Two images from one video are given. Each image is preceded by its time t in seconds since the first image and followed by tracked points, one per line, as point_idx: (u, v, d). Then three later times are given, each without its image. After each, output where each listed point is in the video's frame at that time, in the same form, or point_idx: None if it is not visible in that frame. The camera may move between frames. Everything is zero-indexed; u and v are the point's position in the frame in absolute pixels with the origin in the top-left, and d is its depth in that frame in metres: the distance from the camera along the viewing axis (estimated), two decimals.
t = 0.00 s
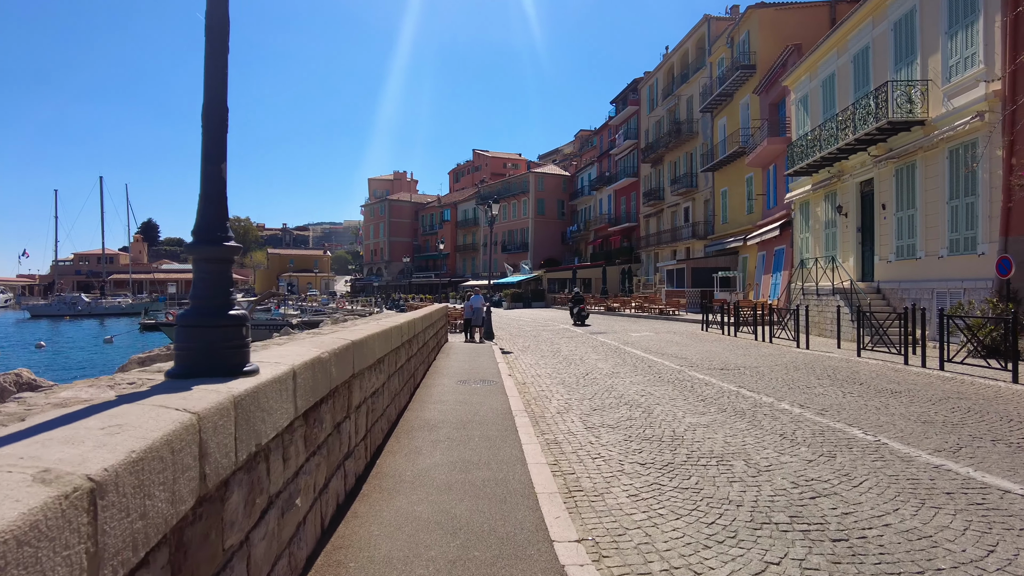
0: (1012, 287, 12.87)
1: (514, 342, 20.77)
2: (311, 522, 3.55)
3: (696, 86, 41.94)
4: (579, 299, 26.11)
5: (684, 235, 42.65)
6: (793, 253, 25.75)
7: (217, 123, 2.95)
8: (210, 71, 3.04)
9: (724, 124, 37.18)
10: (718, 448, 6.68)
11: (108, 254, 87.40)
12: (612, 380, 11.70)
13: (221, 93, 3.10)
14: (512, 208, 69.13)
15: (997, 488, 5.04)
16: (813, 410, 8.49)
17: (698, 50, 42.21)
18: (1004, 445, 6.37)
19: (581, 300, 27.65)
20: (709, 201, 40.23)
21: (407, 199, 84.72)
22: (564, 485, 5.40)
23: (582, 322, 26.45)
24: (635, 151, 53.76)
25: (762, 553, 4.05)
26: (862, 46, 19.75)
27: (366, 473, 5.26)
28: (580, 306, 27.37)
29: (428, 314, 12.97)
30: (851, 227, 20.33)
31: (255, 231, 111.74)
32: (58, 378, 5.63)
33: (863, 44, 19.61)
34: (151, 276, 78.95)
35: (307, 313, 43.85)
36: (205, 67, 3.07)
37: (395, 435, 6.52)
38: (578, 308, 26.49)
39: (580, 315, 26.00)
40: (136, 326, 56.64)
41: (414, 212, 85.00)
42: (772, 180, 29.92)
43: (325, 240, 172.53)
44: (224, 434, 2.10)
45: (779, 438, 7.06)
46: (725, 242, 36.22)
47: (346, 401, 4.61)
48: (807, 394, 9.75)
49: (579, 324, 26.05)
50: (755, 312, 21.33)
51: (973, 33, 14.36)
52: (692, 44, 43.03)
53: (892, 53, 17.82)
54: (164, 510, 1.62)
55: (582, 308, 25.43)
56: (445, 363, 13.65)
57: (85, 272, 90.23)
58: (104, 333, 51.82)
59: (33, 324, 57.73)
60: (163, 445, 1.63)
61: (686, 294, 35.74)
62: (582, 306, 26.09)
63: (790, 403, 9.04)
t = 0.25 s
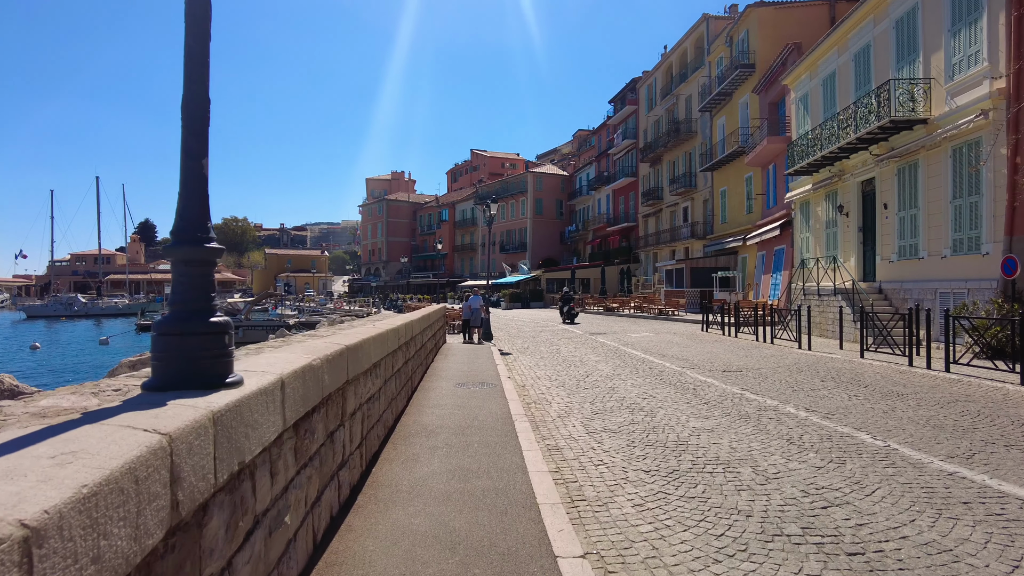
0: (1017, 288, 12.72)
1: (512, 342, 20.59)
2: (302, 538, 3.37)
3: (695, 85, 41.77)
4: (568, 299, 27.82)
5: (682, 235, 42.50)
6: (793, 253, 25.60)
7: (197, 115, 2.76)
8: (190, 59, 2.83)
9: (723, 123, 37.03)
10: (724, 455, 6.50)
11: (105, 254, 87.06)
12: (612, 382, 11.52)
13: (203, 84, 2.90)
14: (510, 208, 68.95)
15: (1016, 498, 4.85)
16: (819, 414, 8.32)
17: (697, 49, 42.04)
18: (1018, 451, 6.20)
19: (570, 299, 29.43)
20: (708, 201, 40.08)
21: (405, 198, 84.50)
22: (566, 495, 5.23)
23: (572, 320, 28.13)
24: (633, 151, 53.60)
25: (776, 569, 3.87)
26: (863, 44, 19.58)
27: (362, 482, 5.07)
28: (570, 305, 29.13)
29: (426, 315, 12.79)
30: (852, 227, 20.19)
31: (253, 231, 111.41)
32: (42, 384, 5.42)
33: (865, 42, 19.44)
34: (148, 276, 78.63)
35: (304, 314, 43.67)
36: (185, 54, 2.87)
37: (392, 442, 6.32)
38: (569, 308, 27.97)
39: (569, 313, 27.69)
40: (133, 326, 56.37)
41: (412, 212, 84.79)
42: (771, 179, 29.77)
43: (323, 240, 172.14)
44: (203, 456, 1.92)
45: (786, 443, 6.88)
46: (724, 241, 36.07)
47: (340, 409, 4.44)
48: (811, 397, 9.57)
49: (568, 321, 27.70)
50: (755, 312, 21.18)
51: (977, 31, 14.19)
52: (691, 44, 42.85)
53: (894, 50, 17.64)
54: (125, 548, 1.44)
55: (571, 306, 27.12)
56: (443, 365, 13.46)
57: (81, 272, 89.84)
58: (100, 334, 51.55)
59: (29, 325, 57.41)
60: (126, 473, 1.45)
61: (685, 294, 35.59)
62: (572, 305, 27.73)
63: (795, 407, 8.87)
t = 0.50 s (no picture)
0: None
1: (513, 343, 20.41)
2: (296, 550, 3.22)
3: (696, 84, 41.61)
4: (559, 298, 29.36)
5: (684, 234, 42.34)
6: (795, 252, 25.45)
7: (181, 103, 2.60)
8: (174, 44, 2.68)
9: (724, 122, 36.86)
10: (731, 459, 6.34)
11: (105, 254, 86.91)
12: (615, 383, 11.36)
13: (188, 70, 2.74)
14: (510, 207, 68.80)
15: None
16: (826, 416, 8.15)
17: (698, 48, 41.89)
18: None
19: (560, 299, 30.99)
20: (709, 200, 39.93)
21: (405, 198, 84.37)
22: (570, 501, 5.08)
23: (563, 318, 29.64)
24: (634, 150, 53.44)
25: None
26: (867, 42, 19.42)
27: (360, 488, 4.92)
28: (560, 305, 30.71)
29: (426, 315, 12.65)
30: (855, 226, 20.03)
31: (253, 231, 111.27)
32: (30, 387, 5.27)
33: (868, 40, 19.28)
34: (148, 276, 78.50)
35: (304, 314, 43.49)
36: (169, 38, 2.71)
37: (391, 445, 6.16)
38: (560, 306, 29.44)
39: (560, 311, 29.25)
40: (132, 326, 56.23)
41: (413, 212, 84.64)
42: (773, 179, 29.61)
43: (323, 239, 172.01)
44: (182, 470, 1.77)
45: (794, 446, 6.72)
46: (726, 241, 35.93)
47: (337, 413, 4.28)
48: (818, 398, 9.42)
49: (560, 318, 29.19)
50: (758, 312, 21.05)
51: (984, 27, 14.03)
52: (692, 43, 42.70)
53: (898, 47, 17.48)
54: None
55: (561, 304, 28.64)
56: (443, 365, 13.30)
57: (81, 272, 89.67)
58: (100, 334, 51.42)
59: (29, 325, 57.27)
60: (86, 496, 1.30)
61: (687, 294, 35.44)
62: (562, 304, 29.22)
63: (802, 409, 8.71)
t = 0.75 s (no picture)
0: None
1: (515, 343, 20.21)
2: (292, 560, 3.06)
3: (698, 83, 41.46)
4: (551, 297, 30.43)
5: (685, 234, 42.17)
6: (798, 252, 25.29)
7: (166, 84, 2.44)
8: (158, 25, 2.52)
9: (726, 121, 36.71)
10: (741, 462, 6.17)
11: (105, 255, 86.73)
12: (619, 384, 11.19)
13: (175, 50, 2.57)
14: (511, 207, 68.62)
15: None
16: (837, 417, 7.99)
17: (700, 48, 41.76)
18: None
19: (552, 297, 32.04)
20: (711, 200, 39.76)
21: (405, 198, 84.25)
22: (578, 506, 4.92)
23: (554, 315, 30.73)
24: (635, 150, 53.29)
25: None
26: (872, 40, 19.25)
27: (359, 493, 4.76)
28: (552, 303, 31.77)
29: (428, 315, 12.51)
30: (859, 225, 19.87)
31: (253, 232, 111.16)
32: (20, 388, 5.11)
33: (873, 37, 19.12)
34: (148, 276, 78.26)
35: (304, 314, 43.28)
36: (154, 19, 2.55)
37: (392, 447, 5.99)
38: (552, 305, 30.43)
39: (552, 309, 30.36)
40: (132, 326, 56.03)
41: (413, 212, 84.49)
42: (776, 178, 29.45)
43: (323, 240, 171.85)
44: (163, 478, 1.62)
45: (805, 449, 6.55)
46: (728, 241, 35.77)
47: (335, 415, 4.12)
48: (827, 399, 9.26)
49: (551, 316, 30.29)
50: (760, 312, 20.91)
51: (991, 24, 13.88)
52: (694, 42, 42.57)
53: (904, 45, 17.31)
54: None
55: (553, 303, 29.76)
56: (444, 365, 13.15)
57: (82, 273, 89.58)
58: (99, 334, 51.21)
59: (27, 325, 57.09)
60: (44, 514, 1.16)
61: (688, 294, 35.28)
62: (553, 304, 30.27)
63: (811, 410, 8.56)
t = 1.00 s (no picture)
0: None
1: (515, 344, 20.01)
2: None
3: (699, 83, 41.30)
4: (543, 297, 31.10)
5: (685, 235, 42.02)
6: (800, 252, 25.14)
7: (149, 68, 2.27)
8: (141, 5, 2.34)
9: (727, 121, 36.56)
10: (751, 467, 6.00)
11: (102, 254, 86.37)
12: (622, 386, 11.01)
13: (159, 34, 2.40)
14: (510, 207, 68.44)
15: None
16: (845, 421, 7.83)
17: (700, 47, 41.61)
18: None
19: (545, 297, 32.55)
20: (711, 200, 39.60)
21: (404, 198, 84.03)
22: (585, 514, 4.76)
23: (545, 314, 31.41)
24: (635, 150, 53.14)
25: None
26: (875, 39, 19.10)
27: (358, 501, 4.58)
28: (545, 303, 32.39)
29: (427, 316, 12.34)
30: (863, 226, 19.71)
31: (252, 231, 110.84)
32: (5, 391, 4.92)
33: (876, 36, 18.97)
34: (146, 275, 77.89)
35: (303, 314, 43.04)
36: None
37: (392, 453, 5.82)
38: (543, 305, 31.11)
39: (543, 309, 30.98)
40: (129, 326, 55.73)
41: (412, 212, 84.29)
42: (777, 178, 29.30)
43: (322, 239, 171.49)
44: (137, 503, 1.46)
45: (816, 454, 6.38)
46: (729, 241, 35.63)
47: (333, 421, 3.96)
48: (834, 402, 9.10)
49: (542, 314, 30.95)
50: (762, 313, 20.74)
51: (998, 22, 13.72)
52: (694, 42, 42.43)
53: (908, 44, 17.16)
54: None
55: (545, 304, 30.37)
56: (444, 366, 12.97)
57: (80, 272, 89.20)
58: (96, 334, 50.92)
59: (24, 325, 56.72)
60: None
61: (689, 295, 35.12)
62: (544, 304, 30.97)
63: (818, 412, 8.39)
